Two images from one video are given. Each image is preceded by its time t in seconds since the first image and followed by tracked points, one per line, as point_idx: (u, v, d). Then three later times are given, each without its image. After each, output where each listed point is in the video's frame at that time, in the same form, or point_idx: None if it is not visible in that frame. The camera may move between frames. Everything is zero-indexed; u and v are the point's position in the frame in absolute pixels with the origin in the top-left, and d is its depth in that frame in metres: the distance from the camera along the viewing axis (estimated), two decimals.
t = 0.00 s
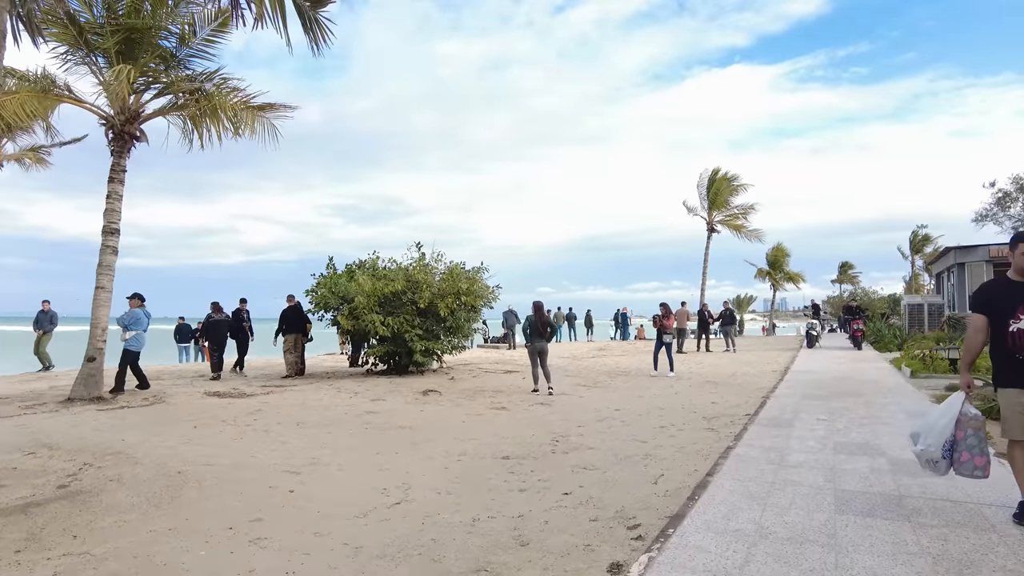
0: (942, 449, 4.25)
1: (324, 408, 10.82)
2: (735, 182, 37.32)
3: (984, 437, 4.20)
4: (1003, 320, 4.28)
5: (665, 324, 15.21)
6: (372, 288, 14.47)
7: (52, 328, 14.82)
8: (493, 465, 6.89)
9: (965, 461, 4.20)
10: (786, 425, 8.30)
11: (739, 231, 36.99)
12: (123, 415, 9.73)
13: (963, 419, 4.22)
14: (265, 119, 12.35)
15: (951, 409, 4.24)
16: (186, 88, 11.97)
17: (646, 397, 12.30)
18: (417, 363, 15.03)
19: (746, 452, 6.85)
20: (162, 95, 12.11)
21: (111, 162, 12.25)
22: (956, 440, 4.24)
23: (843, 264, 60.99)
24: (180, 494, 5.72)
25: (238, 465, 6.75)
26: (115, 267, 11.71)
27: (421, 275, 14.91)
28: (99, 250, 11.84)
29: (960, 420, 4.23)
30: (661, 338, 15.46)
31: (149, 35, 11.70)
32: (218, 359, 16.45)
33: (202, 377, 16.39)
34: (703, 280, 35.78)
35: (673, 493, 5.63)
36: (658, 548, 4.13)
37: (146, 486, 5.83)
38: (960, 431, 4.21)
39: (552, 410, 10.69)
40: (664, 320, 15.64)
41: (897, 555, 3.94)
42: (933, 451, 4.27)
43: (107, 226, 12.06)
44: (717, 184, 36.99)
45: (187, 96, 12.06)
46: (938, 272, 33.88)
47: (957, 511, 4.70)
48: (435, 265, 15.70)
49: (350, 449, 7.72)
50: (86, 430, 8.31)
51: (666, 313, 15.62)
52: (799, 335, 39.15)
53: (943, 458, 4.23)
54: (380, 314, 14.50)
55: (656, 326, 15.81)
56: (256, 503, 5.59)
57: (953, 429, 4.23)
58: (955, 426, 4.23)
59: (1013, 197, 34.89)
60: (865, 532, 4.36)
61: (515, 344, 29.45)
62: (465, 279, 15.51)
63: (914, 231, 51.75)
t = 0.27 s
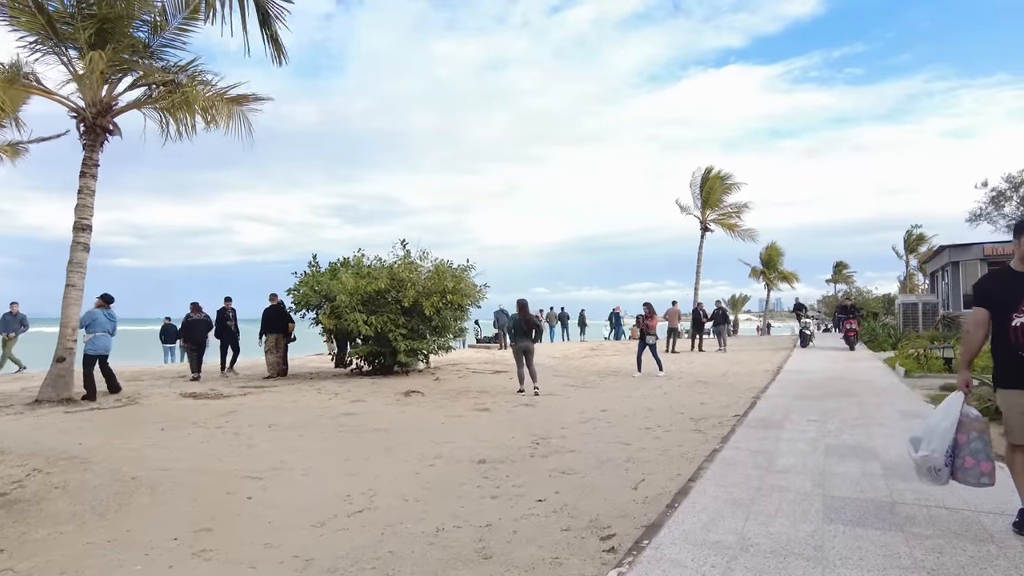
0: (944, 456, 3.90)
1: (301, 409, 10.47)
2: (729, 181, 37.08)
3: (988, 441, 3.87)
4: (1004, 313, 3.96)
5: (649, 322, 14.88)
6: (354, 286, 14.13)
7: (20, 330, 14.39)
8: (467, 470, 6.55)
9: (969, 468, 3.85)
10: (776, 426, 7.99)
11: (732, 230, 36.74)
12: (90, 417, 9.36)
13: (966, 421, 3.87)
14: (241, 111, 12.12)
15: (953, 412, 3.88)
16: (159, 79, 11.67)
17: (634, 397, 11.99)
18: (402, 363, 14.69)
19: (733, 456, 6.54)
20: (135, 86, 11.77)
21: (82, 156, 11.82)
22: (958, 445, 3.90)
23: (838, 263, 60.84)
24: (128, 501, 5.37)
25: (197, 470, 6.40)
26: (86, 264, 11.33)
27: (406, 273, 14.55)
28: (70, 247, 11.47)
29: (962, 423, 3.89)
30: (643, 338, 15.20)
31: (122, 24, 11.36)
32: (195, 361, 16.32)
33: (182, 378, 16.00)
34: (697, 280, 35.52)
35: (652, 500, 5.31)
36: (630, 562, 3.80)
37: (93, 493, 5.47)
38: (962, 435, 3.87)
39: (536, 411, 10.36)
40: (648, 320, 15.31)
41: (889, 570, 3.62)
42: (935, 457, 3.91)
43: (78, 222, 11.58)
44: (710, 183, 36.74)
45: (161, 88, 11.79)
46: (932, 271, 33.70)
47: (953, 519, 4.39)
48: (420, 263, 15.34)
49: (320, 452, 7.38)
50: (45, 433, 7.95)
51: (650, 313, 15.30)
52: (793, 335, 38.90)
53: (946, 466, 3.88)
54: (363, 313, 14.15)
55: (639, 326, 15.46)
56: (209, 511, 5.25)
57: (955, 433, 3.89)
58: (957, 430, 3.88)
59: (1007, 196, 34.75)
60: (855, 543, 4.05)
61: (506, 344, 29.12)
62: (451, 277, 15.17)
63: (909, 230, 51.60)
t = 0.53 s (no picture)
0: (957, 480, 3.51)
1: (281, 418, 10.16)
2: (724, 183, 36.88)
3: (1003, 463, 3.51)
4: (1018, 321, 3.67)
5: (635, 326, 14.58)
6: (340, 290, 13.81)
7: None
8: (446, 486, 6.25)
9: (985, 493, 3.47)
10: (769, 436, 7.71)
11: (727, 232, 36.54)
12: (59, 427, 9.02)
13: (978, 441, 3.51)
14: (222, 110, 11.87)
15: (965, 431, 3.51)
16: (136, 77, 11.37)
17: (625, 404, 11.70)
18: (389, 369, 14.37)
19: (723, 470, 6.25)
20: (112, 86, 11.45)
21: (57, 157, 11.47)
22: (972, 468, 3.52)
23: (833, 265, 60.72)
24: (80, 522, 5.05)
25: (160, 486, 6.08)
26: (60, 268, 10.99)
27: (393, 277, 14.23)
28: (44, 251, 11.14)
29: (974, 443, 3.52)
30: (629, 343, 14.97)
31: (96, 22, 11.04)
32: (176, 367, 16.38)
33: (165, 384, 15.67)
34: (692, 282, 35.30)
35: (636, 520, 5.02)
36: None
37: (44, 513, 5.15)
38: (976, 456, 3.50)
39: (523, 419, 10.06)
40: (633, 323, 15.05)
41: None
42: (949, 484, 3.50)
43: (52, 225, 11.19)
44: (705, 185, 36.54)
45: (138, 87, 11.49)
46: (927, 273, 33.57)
47: (956, 543, 4.10)
48: (409, 266, 15.01)
49: (293, 466, 7.07)
50: (8, 445, 7.61)
51: (636, 317, 15.03)
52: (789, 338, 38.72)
53: (960, 491, 3.49)
54: (349, 318, 13.83)
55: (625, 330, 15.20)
56: (165, 533, 4.93)
57: (969, 454, 3.51)
58: (971, 451, 3.51)
59: (1002, 198, 34.64)
60: (850, 571, 3.76)
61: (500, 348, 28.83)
62: (440, 281, 14.85)
63: (904, 232, 51.50)
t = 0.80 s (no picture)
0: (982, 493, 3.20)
1: (264, 420, 9.82)
2: (722, 183, 36.58)
3: None
4: None
5: (625, 325, 14.19)
6: (328, 289, 13.48)
7: None
8: (427, 492, 5.92)
9: (1014, 507, 3.16)
10: (768, 439, 7.39)
11: (725, 232, 36.24)
12: (31, 429, 8.69)
13: (1007, 448, 3.22)
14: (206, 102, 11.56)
15: (994, 437, 3.20)
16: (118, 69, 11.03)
17: (619, 406, 11.39)
18: (379, 370, 14.03)
19: (719, 475, 5.93)
20: (92, 77, 11.12)
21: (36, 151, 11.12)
22: (998, 478, 3.21)
23: (832, 267, 60.48)
24: (31, 530, 4.72)
25: (125, 491, 5.75)
26: (37, 265, 10.65)
27: (383, 276, 13.89)
28: (21, 247, 10.80)
29: (1001, 451, 3.22)
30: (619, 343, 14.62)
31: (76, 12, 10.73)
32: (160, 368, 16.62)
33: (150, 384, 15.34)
34: (689, 283, 35.00)
35: (626, 530, 4.70)
36: None
37: None
38: (1005, 465, 3.18)
39: (514, 422, 9.74)
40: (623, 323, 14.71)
41: None
42: (977, 495, 3.18)
43: (30, 220, 10.89)
44: (703, 185, 36.24)
45: (119, 79, 11.15)
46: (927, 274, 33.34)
47: (971, 557, 3.79)
48: (400, 264, 14.67)
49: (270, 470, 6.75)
50: None
51: (626, 317, 14.69)
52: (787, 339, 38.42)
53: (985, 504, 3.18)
54: (337, 317, 13.49)
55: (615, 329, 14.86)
56: (122, 542, 4.61)
57: (996, 462, 3.20)
58: (997, 459, 3.20)
59: (1003, 199, 34.39)
60: None
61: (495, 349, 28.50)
62: (432, 279, 14.51)
63: (903, 233, 51.26)
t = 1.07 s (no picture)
0: (1007, 523, 2.89)
1: (244, 426, 9.49)
2: (720, 183, 36.29)
3: None
4: None
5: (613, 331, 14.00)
6: (315, 290, 13.15)
7: None
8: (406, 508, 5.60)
9: None
10: (766, 449, 7.06)
11: (724, 233, 35.94)
12: None
13: None
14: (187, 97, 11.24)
15: (1018, 461, 2.89)
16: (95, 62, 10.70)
17: (613, 411, 11.06)
18: (368, 373, 13.70)
19: (715, 489, 5.61)
20: (69, 71, 10.78)
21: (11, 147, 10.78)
22: None
23: (831, 267, 60.21)
24: None
25: (84, 507, 5.42)
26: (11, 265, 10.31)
27: (372, 277, 13.55)
28: None
29: None
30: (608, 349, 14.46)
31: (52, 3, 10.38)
32: (143, 368, 17.07)
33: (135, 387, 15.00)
34: (687, 283, 34.69)
35: (613, 553, 4.38)
36: None
37: None
38: None
39: (503, 428, 9.40)
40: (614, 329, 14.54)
41: None
42: (1000, 526, 2.87)
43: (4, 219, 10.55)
44: (701, 184, 35.93)
45: (97, 73, 10.82)
46: (927, 275, 33.06)
47: None
48: (390, 265, 14.33)
49: (243, 482, 6.42)
50: None
51: (615, 322, 14.51)
52: (786, 340, 38.13)
53: (1010, 536, 2.88)
54: (324, 319, 13.16)
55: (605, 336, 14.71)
56: (70, 566, 4.27)
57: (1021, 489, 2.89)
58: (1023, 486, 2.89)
59: (1003, 199, 34.12)
60: None
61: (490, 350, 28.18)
62: (423, 280, 14.17)
63: (903, 234, 50.97)
